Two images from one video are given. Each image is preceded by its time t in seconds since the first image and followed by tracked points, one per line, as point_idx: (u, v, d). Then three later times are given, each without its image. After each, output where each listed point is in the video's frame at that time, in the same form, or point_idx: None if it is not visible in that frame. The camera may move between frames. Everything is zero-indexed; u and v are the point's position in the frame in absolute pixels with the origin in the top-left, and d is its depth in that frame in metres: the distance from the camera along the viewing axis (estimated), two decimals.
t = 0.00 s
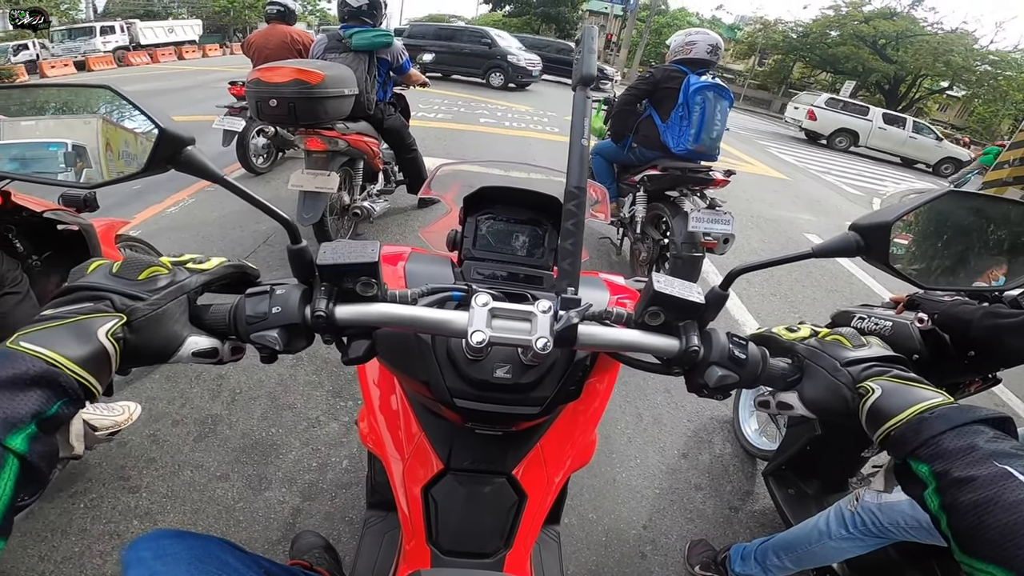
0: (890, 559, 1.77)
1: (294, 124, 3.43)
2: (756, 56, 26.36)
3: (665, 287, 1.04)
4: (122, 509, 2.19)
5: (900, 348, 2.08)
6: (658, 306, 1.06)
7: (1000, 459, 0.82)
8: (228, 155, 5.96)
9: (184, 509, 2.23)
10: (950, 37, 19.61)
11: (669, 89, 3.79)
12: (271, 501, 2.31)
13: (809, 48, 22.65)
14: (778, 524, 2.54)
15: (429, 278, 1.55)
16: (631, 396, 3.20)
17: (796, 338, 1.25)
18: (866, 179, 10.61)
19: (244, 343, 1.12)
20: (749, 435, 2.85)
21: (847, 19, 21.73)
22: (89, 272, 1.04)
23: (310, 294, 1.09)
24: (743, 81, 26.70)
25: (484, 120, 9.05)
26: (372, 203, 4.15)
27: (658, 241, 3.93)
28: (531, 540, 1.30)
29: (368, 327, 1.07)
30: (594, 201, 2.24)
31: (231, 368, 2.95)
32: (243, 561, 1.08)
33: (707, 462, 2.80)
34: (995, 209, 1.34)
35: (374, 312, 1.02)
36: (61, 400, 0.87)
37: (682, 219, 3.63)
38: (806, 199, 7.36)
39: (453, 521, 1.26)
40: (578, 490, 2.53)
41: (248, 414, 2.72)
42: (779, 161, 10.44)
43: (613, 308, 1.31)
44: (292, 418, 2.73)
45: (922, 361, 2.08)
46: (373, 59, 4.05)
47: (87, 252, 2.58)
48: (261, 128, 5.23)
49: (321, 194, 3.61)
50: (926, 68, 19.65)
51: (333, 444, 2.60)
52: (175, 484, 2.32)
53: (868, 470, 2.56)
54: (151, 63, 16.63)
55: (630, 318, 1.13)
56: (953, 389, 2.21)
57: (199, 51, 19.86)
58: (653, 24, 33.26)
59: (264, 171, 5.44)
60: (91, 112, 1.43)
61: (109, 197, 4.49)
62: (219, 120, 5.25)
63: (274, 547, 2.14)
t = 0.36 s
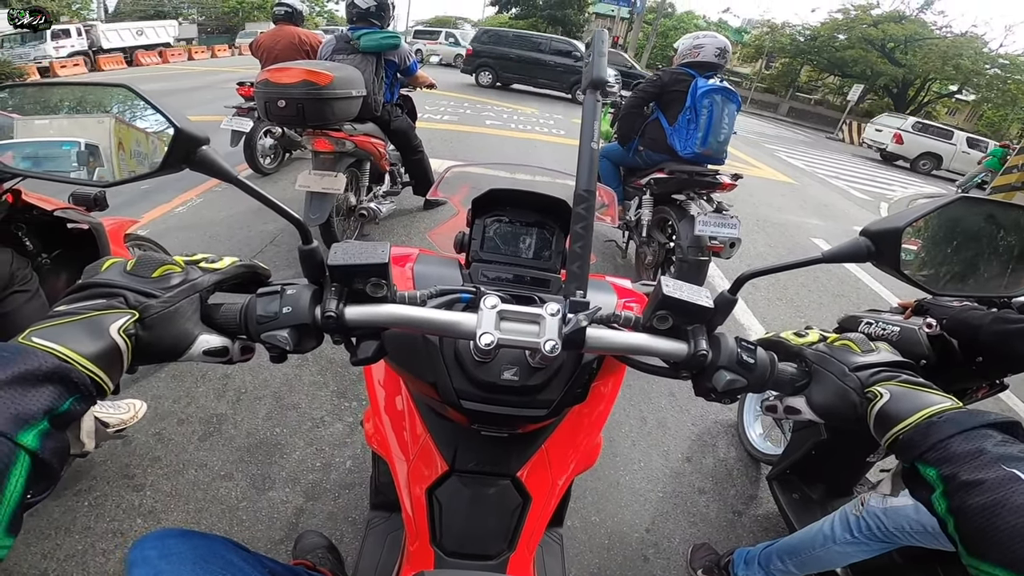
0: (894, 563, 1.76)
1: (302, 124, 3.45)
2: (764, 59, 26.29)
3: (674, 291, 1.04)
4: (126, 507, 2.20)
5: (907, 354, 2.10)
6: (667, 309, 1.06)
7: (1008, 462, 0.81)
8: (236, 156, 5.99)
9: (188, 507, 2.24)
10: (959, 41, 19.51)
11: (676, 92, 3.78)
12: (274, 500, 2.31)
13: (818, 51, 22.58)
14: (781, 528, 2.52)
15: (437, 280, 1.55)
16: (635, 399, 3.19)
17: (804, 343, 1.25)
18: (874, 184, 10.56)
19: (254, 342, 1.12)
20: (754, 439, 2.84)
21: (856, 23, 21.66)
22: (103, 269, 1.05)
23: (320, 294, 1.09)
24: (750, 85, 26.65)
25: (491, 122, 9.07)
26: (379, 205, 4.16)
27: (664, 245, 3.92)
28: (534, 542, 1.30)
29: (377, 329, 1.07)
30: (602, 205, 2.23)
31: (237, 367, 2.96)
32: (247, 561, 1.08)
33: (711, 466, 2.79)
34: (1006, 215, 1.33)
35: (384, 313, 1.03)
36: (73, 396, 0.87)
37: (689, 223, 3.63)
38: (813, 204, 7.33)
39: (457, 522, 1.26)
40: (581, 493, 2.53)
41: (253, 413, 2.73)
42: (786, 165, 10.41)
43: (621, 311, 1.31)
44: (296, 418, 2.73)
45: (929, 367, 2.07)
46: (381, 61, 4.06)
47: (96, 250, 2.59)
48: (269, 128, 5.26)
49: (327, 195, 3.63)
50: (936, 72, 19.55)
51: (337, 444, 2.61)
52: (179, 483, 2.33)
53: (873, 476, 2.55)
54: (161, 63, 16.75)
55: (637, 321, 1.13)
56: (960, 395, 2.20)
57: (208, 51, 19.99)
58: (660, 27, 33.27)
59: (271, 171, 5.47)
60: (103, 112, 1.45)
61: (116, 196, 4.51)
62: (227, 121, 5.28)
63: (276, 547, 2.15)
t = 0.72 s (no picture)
0: (889, 568, 1.76)
1: (304, 124, 3.45)
2: (766, 63, 26.31)
3: (673, 295, 1.04)
4: (122, 505, 2.19)
5: (906, 359, 2.06)
6: (665, 313, 1.06)
7: (1004, 469, 0.81)
8: (237, 154, 6.00)
9: (184, 506, 2.23)
10: (962, 46, 19.50)
11: (679, 95, 3.78)
12: (271, 500, 2.31)
13: (820, 55, 22.60)
14: (778, 532, 2.52)
15: (436, 281, 1.55)
16: (634, 401, 3.19)
17: (802, 347, 1.25)
18: (876, 189, 10.57)
19: (251, 343, 1.12)
20: (752, 443, 2.84)
21: (859, 27, 21.67)
22: (100, 269, 1.05)
23: (318, 295, 1.09)
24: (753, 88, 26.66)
25: (493, 123, 9.07)
26: (380, 205, 4.15)
27: (664, 248, 3.92)
28: (530, 545, 1.30)
29: (375, 330, 1.07)
30: (603, 207, 2.23)
31: (235, 366, 2.96)
32: (243, 560, 1.08)
33: (709, 470, 2.79)
34: (1006, 221, 1.33)
35: (382, 314, 1.03)
36: (69, 397, 0.87)
37: (689, 226, 3.62)
38: (814, 208, 7.34)
39: (453, 524, 1.26)
40: (579, 495, 2.53)
41: (251, 412, 2.73)
42: (788, 169, 10.42)
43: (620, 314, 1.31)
44: (295, 418, 2.73)
45: (928, 372, 2.07)
46: (384, 61, 4.07)
47: (98, 248, 2.59)
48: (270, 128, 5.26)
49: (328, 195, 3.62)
50: (938, 77, 19.56)
51: (335, 444, 2.61)
52: (176, 482, 2.33)
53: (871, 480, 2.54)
54: (164, 62, 16.80)
55: (636, 324, 1.13)
56: (958, 400, 2.20)
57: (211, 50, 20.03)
58: (662, 30, 33.30)
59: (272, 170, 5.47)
60: (104, 111, 1.45)
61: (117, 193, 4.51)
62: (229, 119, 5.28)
63: (272, 546, 2.15)
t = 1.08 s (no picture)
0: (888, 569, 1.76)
1: (306, 120, 3.44)
2: (770, 63, 26.25)
3: (675, 293, 1.03)
4: (121, 502, 2.19)
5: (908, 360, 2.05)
6: (666, 312, 1.05)
7: (1006, 470, 0.81)
8: (240, 151, 6.00)
9: (183, 503, 2.24)
10: (967, 48, 19.43)
11: (683, 95, 3.77)
12: (270, 497, 2.31)
13: (825, 56, 22.54)
14: (777, 533, 2.52)
15: (438, 279, 1.54)
16: (634, 401, 3.18)
17: (805, 347, 1.25)
18: (879, 190, 10.54)
19: (252, 339, 1.12)
20: (752, 443, 2.83)
21: (864, 28, 21.59)
22: (100, 264, 1.05)
23: (319, 291, 1.09)
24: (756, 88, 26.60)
25: (495, 121, 9.06)
26: (382, 202, 4.14)
27: (666, 247, 3.91)
28: (529, 543, 1.30)
29: (376, 326, 1.07)
30: (605, 206, 2.23)
31: (236, 363, 2.96)
32: (243, 558, 1.08)
33: (708, 469, 2.79)
34: (1011, 222, 1.32)
35: (383, 311, 1.02)
36: (68, 393, 0.87)
37: (692, 226, 3.61)
38: (817, 209, 7.31)
39: (452, 522, 1.26)
40: (578, 494, 2.52)
41: (251, 409, 2.73)
42: (791, 170, 10.39)
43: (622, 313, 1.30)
44: (295, 415, 2.73)
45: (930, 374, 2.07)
46: (387, 58, 4.06)
47: (101, 244, 2.60)
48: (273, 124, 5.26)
49: (331, 191, 3.61)
50: (943, 77, 19.50)
51: (335, 441, 2.61)
52: (176, 478, 2.33)
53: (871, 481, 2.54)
54: (168, 58, 16.83)
55: (638, 323, 1.13)
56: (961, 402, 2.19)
57: (215, 46, 20.04)
58: (666, 29, 33.27)
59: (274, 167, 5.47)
60: (107, 107, 1.44)
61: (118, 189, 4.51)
62: (232, 116, 5.28)
63: (272, 543, 2.15)
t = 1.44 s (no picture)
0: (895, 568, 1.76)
1: (318, 112, 3.45)
2: (783, 58, 25.97)
3: (693, 284, 1.03)
4: (131, 491, 2.22)
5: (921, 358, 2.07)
6: (684, 303, 1.05)
7: None
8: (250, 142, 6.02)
9: (192, 493, 2.26)
10: (985, 45, 19.13)
11: (695, 90, 3.75)
12: (278, 486, 2.33)
13: (838, 52, 22.27)
14: (784, 530, 2.52)
15: (453, 267, 1.54)
16: (641, 396, 3.18)
17: (822, 340, 1.25)
18: (892, 188, 10.41)
19: (270, 324, 1.13)
20: (760, 440, 2.82)
21: (879, 24, 21.30)
22: (121, 247, 1.06)
23: (338, 277, 1.09)
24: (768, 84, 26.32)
25: (504, 114, 9.03)
26: (392, 194, 4.06)
27: (676, 242, 3.89)
28: (537, 535, 1.31)
29: (394, 313, 1.07)
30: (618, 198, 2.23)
31: (246, 352, 2.98)
32: (254, 548, 1.10)
33: (715, 465, 2.78)
34: None
35: (401, 297, 1.03)
36: (90, 375, 0.88)
37: (702, 221, 3.60)
38: (828, 206, 7.24)
39: (461, 513, 1.26)
40: (584, 488, 2.53)
41: (260, 398, 2.75)
42: (802, 166, 10.28)
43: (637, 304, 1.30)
44: (304, 404, 2.75)
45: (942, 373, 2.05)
46: (399, 50, 4.05)
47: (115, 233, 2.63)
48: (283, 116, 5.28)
49: (341, 182, 3.61)
50: (959, 75, 19.18)
51: (343, 432, 2.62)
52: (185, 467, 2.35)
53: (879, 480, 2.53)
54: (179, 49, 16.89)
55: (654, 314, 1.12)
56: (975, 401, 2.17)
57: (226, 39, 20.08)
58: (678, 23, 32.98)
59: (284, 159, 5.49)
60: (125, 97, 1.46)
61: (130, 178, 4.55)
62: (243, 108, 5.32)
63: (279, 532, 2.17)
